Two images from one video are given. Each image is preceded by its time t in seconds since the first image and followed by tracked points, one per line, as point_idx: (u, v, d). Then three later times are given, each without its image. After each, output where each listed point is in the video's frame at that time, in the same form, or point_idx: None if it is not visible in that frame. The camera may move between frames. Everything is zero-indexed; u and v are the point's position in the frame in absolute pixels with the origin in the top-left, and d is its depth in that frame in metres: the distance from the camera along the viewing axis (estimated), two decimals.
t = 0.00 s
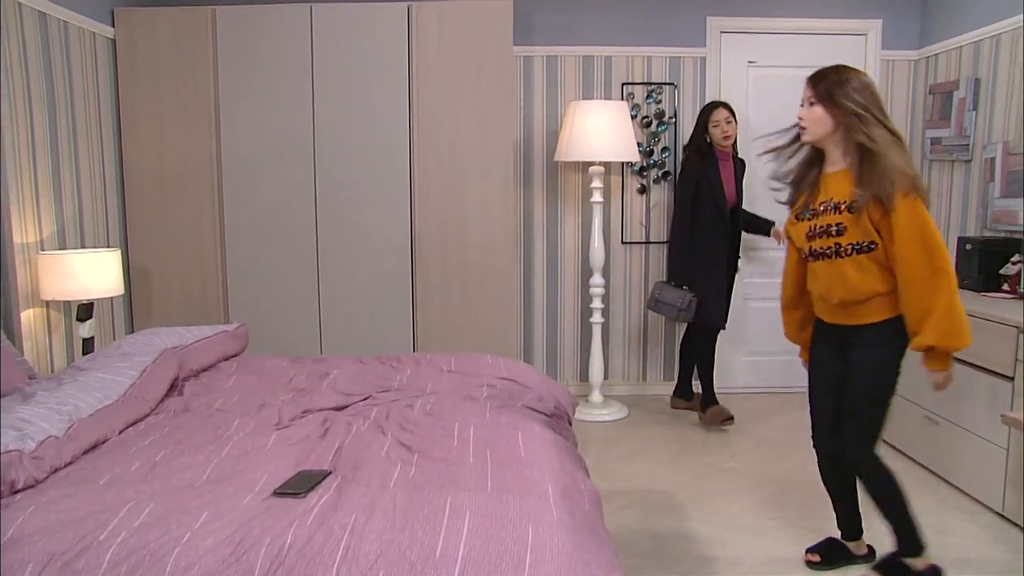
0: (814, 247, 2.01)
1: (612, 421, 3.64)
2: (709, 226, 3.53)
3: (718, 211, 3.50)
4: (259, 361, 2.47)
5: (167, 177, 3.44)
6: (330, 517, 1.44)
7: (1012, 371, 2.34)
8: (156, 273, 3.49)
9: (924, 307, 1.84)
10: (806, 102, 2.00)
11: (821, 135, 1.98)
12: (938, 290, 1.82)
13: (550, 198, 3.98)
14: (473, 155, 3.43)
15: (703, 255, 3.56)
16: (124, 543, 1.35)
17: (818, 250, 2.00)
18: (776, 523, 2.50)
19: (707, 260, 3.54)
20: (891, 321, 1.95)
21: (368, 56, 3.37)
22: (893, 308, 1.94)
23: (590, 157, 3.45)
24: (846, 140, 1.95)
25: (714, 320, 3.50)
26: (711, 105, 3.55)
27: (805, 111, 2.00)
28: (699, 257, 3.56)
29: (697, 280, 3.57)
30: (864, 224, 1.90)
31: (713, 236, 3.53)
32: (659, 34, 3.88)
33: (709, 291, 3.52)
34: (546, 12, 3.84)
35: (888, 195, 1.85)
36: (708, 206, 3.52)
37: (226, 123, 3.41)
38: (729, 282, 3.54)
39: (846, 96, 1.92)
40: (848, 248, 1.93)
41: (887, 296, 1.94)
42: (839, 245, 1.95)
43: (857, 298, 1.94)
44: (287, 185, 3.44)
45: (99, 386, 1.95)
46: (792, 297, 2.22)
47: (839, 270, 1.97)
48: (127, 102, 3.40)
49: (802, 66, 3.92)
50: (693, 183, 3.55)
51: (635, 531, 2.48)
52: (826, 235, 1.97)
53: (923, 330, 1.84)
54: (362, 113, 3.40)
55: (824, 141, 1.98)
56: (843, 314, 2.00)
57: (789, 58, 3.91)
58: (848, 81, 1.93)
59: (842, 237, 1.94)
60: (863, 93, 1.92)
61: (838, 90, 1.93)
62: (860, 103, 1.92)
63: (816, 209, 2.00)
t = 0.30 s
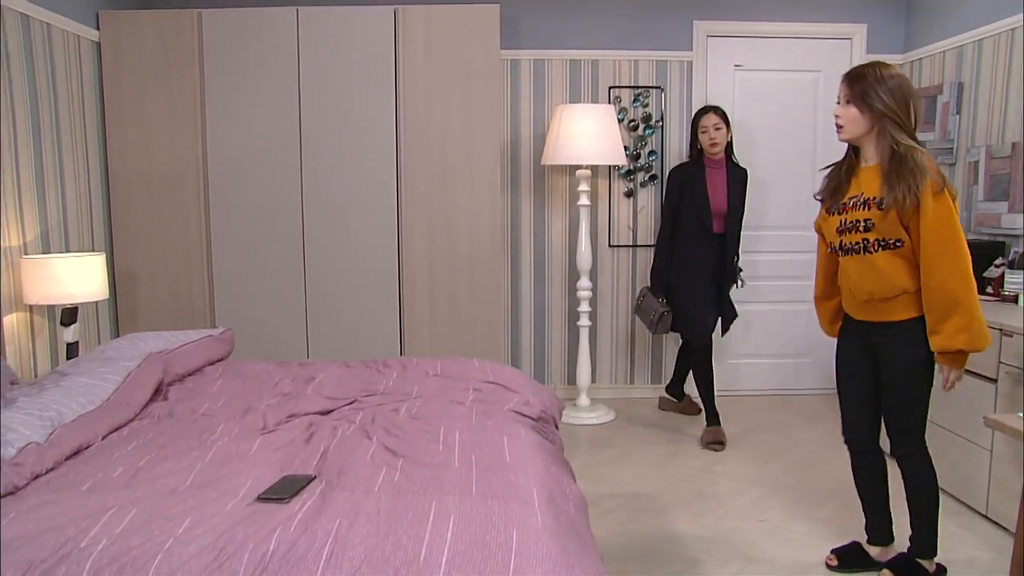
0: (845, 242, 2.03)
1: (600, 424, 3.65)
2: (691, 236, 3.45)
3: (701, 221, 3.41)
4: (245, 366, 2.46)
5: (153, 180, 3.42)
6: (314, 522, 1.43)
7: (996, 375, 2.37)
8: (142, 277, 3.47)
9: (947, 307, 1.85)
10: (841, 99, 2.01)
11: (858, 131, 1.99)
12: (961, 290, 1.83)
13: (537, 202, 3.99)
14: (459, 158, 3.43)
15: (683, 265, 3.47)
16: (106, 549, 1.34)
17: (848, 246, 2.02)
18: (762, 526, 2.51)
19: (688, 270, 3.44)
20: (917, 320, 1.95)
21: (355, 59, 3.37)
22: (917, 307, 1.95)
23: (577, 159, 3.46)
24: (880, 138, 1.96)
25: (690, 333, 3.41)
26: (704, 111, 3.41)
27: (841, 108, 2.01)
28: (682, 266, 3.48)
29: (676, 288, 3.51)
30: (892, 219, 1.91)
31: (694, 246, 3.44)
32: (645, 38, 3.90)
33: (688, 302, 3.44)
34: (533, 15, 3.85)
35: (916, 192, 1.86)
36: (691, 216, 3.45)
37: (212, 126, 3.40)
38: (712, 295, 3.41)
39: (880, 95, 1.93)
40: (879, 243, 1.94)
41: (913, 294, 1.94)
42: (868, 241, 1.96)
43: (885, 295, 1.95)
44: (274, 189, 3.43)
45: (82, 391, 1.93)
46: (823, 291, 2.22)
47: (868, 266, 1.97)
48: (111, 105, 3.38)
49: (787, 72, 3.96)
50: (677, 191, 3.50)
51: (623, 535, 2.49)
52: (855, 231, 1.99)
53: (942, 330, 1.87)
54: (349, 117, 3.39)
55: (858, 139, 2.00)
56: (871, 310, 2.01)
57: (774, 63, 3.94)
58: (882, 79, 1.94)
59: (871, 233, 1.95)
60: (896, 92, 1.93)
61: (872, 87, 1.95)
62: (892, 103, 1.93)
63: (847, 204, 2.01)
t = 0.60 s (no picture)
0: (838, 232, 2.04)
1: (589, 426, 3.65)
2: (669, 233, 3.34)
3: (676, 219, 3.30)
4: (231, 369, 2.45)
5: (139, 183, 3.40)
6: (298, 526, 1.42)
7: (979, 376, 2.39)
8: (128, 279, 3.45)
9: (925, 306, 1.85)
10: (849, 94, 2.02)
11: (862, 126, 1.99)
12: (940, 290, 1.82)
13: (525, 204, 3.99)
14: (446, 160, 3.43)
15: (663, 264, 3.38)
16: (88, 555, 1.33)
17: (842, 236, 2.03)
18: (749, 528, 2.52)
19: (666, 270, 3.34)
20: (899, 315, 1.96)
21: (342, 61, 3.36)
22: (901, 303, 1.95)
23: (566, 161, 3.46)
24: (883, 136, 1.96)
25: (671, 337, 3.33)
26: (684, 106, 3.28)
27: (847, 102, 2.02)
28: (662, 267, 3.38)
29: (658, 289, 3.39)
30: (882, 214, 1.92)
31: (675, 246, 3.32)
32: (633, 40, 3.90)
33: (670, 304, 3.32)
34: (521, 18, 3.85)
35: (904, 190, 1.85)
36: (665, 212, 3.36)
37: (199, 128, 3.38)
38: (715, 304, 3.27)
39: (885, 93, 1.93)
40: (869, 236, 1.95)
41: (897, 290, 1.95)
42: (858, 232, 1.98)
43: (870, 287, 1.97)
44: (261, 192, 3.42)
45: (65, 396, 1.91)
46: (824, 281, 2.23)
47: (857, 258, 1.99)
48: (97, 106, 3.35)
49: (775, 75, 3.98)
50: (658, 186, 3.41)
51: (610, 537, 2.49)
52: (848, 222, 2.00)
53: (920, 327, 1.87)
54: (337, 119, 3.39)
55: (860, 136, 2.00)
56: (858, 301, 2.03)
57: (761, 66, 3.96)
58: (888, 77, 1.93)
59: (862, 225, 1.97)
60: (903, 90, 1.93)
61: (879, 83, 1.95)
62: (898, 101, 1.93)
63: (843, 195, 2.02)
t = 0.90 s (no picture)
0: (823, 231, 2.05)
1: (580, 427, 3.65)
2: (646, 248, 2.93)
3: (651, 233, 2.91)
4: (221, 371, 2.44)
5: (129, 184, 3.38)
6: (285, 529, 1.42)
7: (969, 377, 2.40)
8: (118, 280, 3.43)
9: (906, 308, 1.86)
10: (839, 94, 2.01)
11: (850, 125, 1.99)
12: (921, 292, 1.83)
13: (516, 205, 3.98)
14: (438, 161, 3.42)
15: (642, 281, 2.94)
16: (73, 558, 1.32)
17: (826, 235, 2.04)
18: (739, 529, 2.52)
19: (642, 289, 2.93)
20: (879, 316, 1.96)
21: (331, 63, 3.35)
22: (881, 305, 1.95)
23: (558, 162, 3.45)
24: (871, 136, 1.96)
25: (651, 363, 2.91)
26: (661, 107, 2.87)
27: (837, 102, 2.02)
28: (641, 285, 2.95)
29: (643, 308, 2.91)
30: (867, 214, 1.92)
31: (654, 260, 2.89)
32: (624, 42, 3.91)
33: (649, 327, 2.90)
34: (512, 19, 3.85)
35: (891, 190, 1.85)
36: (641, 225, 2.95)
37: (189, 128, 3.37)
38: (699, 323, 2.81)
39: (875, 93, 1.93)
40: (853, 236, 1.96)
41: (879, 291, 1.95)
42: (842, 231, 1.98)
43: (851, 287, 1.97)
44: (250, 193, 3.41)
45: (52, 398, 1.88)
46: (808, 281, 2.23)
47: (841, 257, 1.99)
48: (86, 107, 3.34)
49: (767, 76, 3.98)
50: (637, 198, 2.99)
51: (602, 538, 2.49)
52: (833, 220, 2.01)
53: (899, 328, 1.87)
54: (327, 120, 3.38)
55: (849, 136, 2.00)
56: (839, 301, 2.03)
57: (752, 67, 3.97)
58: (878, 78, 1.93)
59: (846, 224, 1.97)
60: (892, 90, 1.92)
61: (869, 82, 1.94)
62: (888, 102, 1.92)
63: (829, 194, 2.03)
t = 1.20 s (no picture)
0: (805, 232, 2.05)
1: (575, 428, 3.64)
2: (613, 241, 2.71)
3: (618, 226, 2.69)
4: (212, 373, 2.42)
5: (121, 186, 3.37)
6: (274, 531, 1.41)
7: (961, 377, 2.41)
8: (109, 280, 3.42)
9: (881, 312, 1.86)
10: (825, 94, 2.01)
11: (835, 125, 1.99)
12: (898, 298, 1.83)
13: (509, 206, 3.98)
14: (431, 162, 3.41)
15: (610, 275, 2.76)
16: (59, 561, 1.31)
17: (808, 236, 2.03)
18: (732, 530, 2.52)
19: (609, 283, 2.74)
20: (856, 320, 1.96)
21: (324, 62, 3.34)
22: (858, 309, 1.95)
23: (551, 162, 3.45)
24: (856, 137, 1.95)
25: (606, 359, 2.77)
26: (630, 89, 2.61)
27: (822, 103, 2.02)
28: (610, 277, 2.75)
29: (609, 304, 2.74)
30: (848, 216, 1.91)
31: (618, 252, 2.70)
32: (618, 43, 3.91)
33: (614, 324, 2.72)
34: (505, 20, 3.84)
35: (872, 193, 1.85)
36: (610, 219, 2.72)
37: (182, 129, 3.36)
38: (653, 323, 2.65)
39: (860, 94, 1.92)
40: (834, 237, 1.95)
41: (857, 295, 1.95)
42: (824, 232, 1.98)
43: (830, 290, 1.97)
44: (243, 193, 3.40)
45: (40, 400, 1.85)
46: (789, 282, 2.21)
47: (821, 259, 1.99)
48: (78, 107, 3.32)
49: (761, 77, 3.99)
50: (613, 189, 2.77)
51: (594, 539, 2.48)
52: (816, 221, 2.00)
53: (874, 333, 1.87)
54: (319, 120, 3.37)
55: (834, 136, 1.99)
56: (817, 303, 2.03)
57: (746, 67, 3.97)
58: (864, 79, 1.93)
59: (828, 226, 1.96)
60: (877, 91, 1.92)
61: (856, 83, 1.93)
62: (872, 104, 1.92)
63: (813, 195, 2.02)
